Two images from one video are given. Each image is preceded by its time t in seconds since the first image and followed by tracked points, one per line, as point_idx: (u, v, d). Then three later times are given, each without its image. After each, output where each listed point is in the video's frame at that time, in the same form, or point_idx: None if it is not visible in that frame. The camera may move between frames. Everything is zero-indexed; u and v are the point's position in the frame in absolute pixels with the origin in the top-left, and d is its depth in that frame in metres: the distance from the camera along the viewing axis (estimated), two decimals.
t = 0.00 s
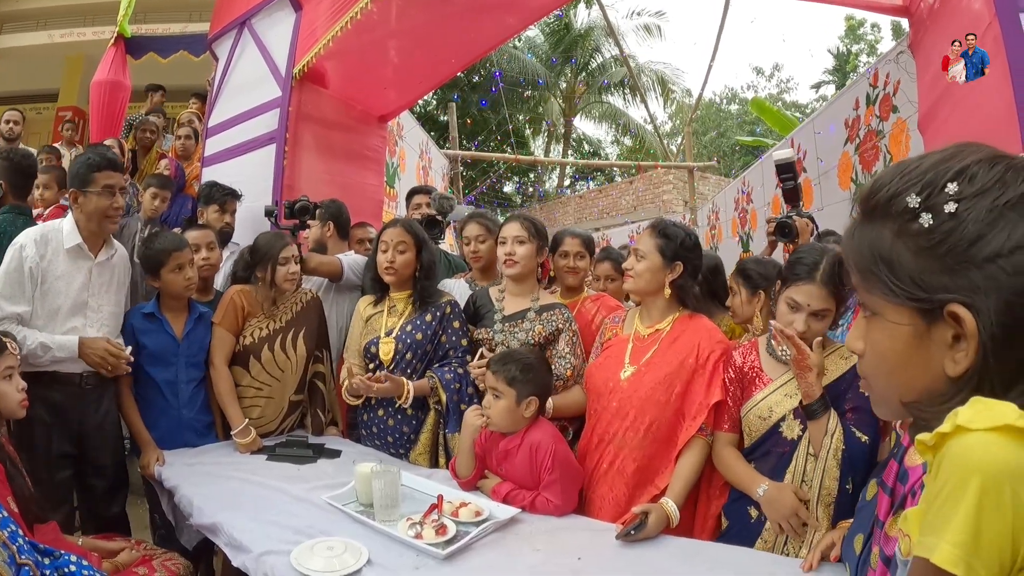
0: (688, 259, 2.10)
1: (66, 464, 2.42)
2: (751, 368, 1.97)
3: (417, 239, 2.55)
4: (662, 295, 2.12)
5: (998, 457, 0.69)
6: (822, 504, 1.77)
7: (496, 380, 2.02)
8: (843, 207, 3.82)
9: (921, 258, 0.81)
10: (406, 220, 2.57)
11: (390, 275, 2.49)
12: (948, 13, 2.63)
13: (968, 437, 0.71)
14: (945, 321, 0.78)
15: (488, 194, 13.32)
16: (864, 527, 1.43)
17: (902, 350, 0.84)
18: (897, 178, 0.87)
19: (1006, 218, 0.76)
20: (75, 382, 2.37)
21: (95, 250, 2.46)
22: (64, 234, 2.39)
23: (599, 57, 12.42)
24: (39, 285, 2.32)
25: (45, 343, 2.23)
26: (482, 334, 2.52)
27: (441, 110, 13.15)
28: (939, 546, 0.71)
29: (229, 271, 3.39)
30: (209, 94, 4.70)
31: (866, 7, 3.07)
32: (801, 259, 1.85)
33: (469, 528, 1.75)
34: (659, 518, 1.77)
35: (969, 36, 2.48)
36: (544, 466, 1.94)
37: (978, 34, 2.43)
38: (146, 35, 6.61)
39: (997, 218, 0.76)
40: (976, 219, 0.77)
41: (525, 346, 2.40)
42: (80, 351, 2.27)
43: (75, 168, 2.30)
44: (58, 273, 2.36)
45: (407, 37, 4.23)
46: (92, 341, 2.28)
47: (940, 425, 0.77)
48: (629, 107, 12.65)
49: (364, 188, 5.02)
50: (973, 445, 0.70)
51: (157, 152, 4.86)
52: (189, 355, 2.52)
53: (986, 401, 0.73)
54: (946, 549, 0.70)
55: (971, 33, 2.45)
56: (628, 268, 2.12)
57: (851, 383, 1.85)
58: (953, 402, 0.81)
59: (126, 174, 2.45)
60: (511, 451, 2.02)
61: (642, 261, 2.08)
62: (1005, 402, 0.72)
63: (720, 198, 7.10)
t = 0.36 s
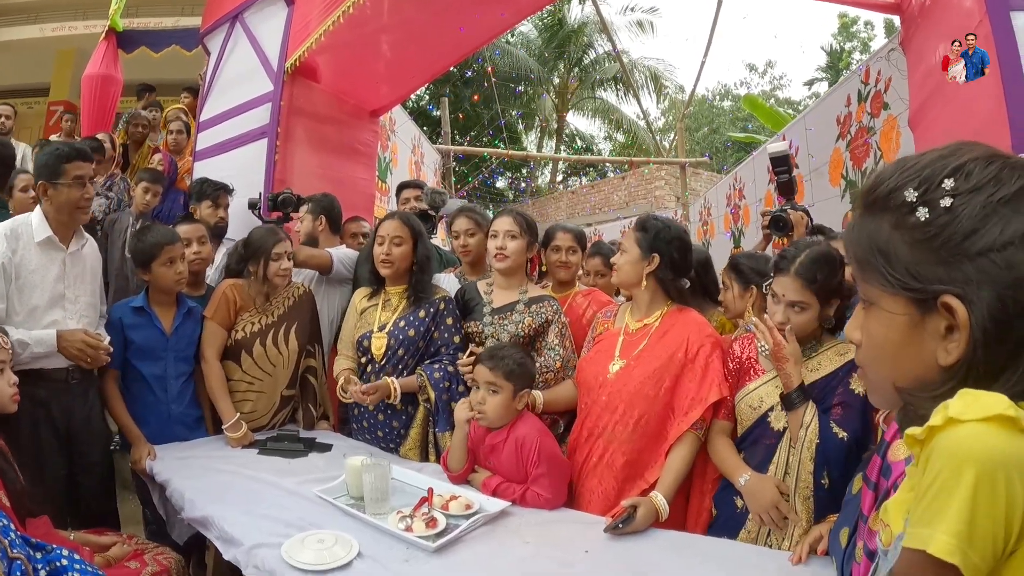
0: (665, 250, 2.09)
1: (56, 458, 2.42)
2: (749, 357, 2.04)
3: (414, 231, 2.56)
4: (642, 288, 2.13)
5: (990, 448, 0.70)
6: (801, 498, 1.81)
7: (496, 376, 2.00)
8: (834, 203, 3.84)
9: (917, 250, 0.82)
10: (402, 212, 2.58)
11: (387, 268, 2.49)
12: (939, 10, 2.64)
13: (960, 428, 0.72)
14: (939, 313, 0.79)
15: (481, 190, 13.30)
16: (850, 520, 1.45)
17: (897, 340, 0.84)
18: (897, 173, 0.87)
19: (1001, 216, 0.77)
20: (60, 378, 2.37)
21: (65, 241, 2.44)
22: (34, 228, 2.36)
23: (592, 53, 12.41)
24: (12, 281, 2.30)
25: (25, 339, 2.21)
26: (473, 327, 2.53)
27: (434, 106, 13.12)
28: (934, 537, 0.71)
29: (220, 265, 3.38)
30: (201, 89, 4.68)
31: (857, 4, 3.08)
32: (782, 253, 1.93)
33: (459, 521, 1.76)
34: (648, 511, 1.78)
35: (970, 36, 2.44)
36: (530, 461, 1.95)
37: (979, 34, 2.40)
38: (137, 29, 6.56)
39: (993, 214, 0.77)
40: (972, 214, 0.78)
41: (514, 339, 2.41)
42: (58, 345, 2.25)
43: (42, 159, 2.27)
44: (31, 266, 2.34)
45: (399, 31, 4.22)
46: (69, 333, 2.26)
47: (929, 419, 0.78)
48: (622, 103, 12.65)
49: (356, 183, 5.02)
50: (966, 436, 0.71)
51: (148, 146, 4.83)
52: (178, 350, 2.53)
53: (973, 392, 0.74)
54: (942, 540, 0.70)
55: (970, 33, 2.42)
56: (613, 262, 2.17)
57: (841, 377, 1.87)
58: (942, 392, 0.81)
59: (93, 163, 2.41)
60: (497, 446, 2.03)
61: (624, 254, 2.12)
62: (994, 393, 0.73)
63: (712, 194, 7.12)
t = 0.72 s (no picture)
0: (653, 254, 2.08)
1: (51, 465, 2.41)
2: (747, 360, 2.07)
3: (422, 241, 2.54)
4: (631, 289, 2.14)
5: (979, 449, 0.70)
6: (796, 497, 1.82)
7: (520, 376, 2.04)
8: (829, 204, 3.85)
9: (920, 256, 0.82)
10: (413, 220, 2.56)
11: (384, 270, 2.50)
12: (933, 11, 2.64)
13: (950, 428, 0.73)
14: (941, 319, 0.80)
15: (477, 192, 13.31)
16: (847, 521, 1.46)
17: (898, 346, 0.85)
18: (902, 179, 0.88)
19: (1004, 222, 0.77)
20: (48, 386, 2.36)
21: (42, 245, 2.42)
22: (8, 235, 2.35)
23: (587, 54, 12.44)
24: None
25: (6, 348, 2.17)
26: (469, 331, 2.53)
27: (429, 108, 13.12)
28: (922, 535, 0.72)
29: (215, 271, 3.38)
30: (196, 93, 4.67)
31: (850, 6, 3.09)
32: (779, 255, 1.94)
33: (456, 525, 1.76)
34: (644, 514, 1.78)
35: (969, 39, 2.41)
36: (534, 461, 1.96)
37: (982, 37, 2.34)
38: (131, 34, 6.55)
39: (996, 220, 0.77)
40: (975, 220, 0.78)
41: (510, 343, 2.42)
42: (40, 352, 2.24)
43: (15, 163, 2.26)
44: (8, 273, 2.32)
45: (394, 35, 4.22)
46: (52, 340, 2.25)
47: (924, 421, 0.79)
48: (617, 104, 12.67)
49: (352, 186, 5.02)
50: (955, 436, 0.72)
51: (143, 151, 4.82)
52: (169, 356, 2.53)
53: (969, 395, 0.75)
54: (928, 538, 0.71)
55: (970, 34, 2.38)
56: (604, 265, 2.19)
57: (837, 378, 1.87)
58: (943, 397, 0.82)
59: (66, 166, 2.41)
60: (501, 448, 2.04)
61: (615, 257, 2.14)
62: (985, 396, 0.73)
63: (707, 195, 7.13)
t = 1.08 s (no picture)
0: (663, 255, 2.06)
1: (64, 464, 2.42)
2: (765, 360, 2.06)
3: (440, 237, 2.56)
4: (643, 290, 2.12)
5: (994, 453, 0.69)
6: (808, 500, 1.80)
7: (539, 377, 2.03)
8: (842, 205, 3.83)
9: (930, 251, 0.81)
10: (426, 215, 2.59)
11: (413, 264, 2.48)
12: (949, 10, 2.62)
13: (964, 432, 0.71)
14: (950, 314, 0.78)
15: (487, 193, 13.31)
16: (864, 522, 1.44)
17: (907, 343, 0.83)
18: (914, 179, 0.88)
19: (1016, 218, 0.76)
20: (60, 385, 2.37)
21: (53, 243, 2.44)
22: (18, 234, 2.37)
23: (597, 56, 12.42)
24: None
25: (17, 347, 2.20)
26: (487, 331, 2.53)
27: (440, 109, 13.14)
28: (935, 541, 0.70)
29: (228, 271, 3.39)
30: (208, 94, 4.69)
31: (864, 6, 3.07)
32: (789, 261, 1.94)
33: (471, 526, 1.75)
34: (659, 516, 1.77)
35: (970, 36, 2.46)
36: (551, 461, 1.96)
37: (979, 34, 2.42)
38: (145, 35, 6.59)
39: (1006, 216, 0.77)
40: (986, 215, 0.78)
41: (528, 344, 2.41)
42: (51, 351, 2.25)
43: (25, 162, 2.27)
44: (20, 271, 2.34)
45: (405, 36, 4.23)
46: (63, 339, 2.26)
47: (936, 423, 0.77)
48: (627, 105, 12.64)
49: (363, 187, 5.02)
50: (970, 440, 0.70)
51: (156, 151, 4.85)
52: (181, 356, 2.54)
53: (984, 398, 0.73)
54: (943, 544, 0.69)
55: (971, 33, 2.44)
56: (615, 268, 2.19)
57: (854, 380, 1.85)
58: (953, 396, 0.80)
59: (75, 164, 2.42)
60: (518, 449, 2.03)
61: (623, 260, 2.12)
62: (1000, 399, 0.72)
63: (719, 196, 7.10)
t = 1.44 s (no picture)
0: (668, 257, 2.05)
1: (69, 463, 2.41)
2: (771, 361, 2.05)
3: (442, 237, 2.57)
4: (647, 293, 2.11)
5: (1016, 467, 0.68)
6: (810, 503, 1.79)
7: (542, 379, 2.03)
8: (849, 207, 3.81)
9: (921, 263, 0.81)
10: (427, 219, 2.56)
11: (419, 269, 2.48)
12: (958, 12, 2.61)
13: (986, 446, 0.70)
14: (945, 326, 0.78)
15: (493, 193, 13.31)
16: (874, 528, 1.42)
17: (902, 356, 0.83)
18: (898, 190, 0.87)
19: (1003, 224, 0.76)
20: (67, 383, 2.37)
21: (61, 242, 2.44)
22: (27, 231, 2.37)
23: (603, 56, 12.43)
24: (8, 286, 2.29)
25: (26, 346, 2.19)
26: (494, 332, 2.52)
27: (445, 109, 13.14)
28: (957, 558, 0.70)
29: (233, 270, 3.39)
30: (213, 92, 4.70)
31: (872, 7, 3.07)
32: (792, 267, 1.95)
33: (476, 528, 1.75)
34: (665, 519, 1.76)
35: (971, 37, 2.50)
36: (557, 464, 1.95)
37: (982, 36, 2.45)
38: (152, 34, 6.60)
39: (993, 223, 0.77)
40: (972, 224, 0.78)
41: (536, 345, 2.41)
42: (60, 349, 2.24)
43: (33, 160, 2.26)
44: (29, 270, 2.34)
45: (411, 35, 4.23)
46: (71, 337, 2.25)
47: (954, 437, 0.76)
48: (633, 106, 12.64)
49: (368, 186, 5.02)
50: (991, 454, 0.69)
51: (162, 150, 4.85)
52: (188, 354, 2.54)
53: (1002, 410, 0.72)
54: (966, 561, 0.69)
55: (972, 33, 2.49)
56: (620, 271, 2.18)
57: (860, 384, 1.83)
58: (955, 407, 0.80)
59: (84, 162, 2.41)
60: (523, 451, 2.02)
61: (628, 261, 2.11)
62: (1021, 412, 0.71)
63: (725, 198, 7.09)
